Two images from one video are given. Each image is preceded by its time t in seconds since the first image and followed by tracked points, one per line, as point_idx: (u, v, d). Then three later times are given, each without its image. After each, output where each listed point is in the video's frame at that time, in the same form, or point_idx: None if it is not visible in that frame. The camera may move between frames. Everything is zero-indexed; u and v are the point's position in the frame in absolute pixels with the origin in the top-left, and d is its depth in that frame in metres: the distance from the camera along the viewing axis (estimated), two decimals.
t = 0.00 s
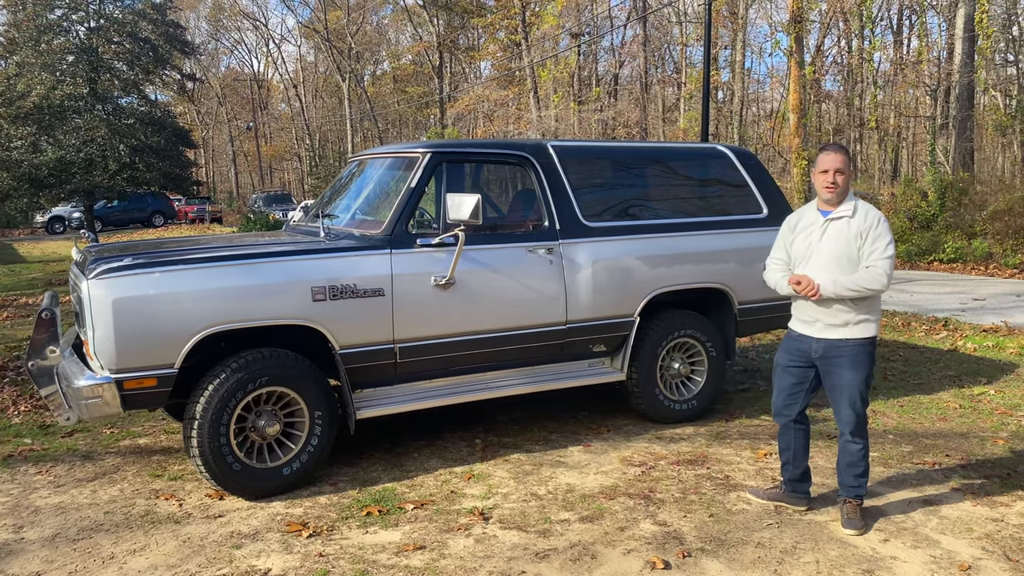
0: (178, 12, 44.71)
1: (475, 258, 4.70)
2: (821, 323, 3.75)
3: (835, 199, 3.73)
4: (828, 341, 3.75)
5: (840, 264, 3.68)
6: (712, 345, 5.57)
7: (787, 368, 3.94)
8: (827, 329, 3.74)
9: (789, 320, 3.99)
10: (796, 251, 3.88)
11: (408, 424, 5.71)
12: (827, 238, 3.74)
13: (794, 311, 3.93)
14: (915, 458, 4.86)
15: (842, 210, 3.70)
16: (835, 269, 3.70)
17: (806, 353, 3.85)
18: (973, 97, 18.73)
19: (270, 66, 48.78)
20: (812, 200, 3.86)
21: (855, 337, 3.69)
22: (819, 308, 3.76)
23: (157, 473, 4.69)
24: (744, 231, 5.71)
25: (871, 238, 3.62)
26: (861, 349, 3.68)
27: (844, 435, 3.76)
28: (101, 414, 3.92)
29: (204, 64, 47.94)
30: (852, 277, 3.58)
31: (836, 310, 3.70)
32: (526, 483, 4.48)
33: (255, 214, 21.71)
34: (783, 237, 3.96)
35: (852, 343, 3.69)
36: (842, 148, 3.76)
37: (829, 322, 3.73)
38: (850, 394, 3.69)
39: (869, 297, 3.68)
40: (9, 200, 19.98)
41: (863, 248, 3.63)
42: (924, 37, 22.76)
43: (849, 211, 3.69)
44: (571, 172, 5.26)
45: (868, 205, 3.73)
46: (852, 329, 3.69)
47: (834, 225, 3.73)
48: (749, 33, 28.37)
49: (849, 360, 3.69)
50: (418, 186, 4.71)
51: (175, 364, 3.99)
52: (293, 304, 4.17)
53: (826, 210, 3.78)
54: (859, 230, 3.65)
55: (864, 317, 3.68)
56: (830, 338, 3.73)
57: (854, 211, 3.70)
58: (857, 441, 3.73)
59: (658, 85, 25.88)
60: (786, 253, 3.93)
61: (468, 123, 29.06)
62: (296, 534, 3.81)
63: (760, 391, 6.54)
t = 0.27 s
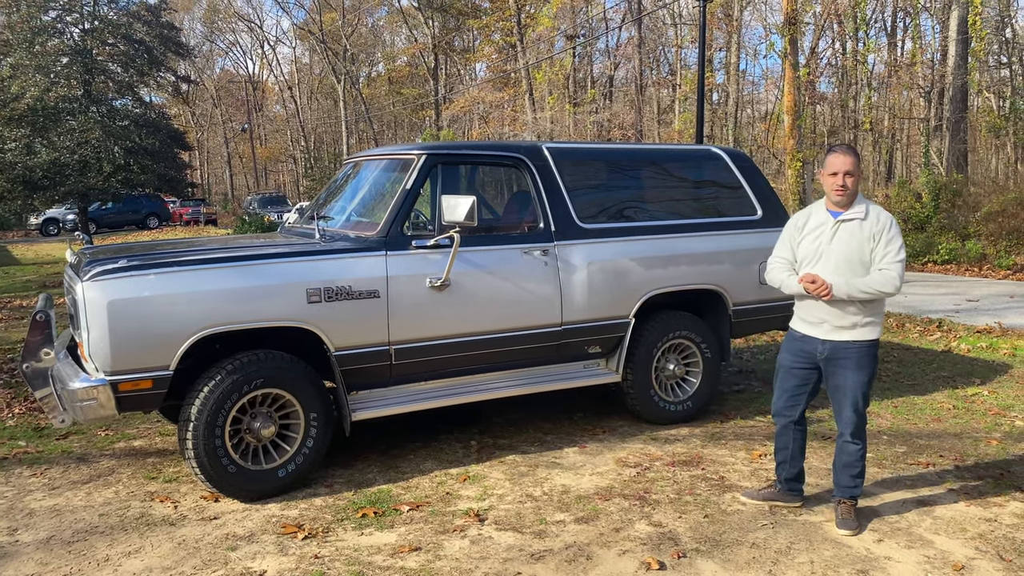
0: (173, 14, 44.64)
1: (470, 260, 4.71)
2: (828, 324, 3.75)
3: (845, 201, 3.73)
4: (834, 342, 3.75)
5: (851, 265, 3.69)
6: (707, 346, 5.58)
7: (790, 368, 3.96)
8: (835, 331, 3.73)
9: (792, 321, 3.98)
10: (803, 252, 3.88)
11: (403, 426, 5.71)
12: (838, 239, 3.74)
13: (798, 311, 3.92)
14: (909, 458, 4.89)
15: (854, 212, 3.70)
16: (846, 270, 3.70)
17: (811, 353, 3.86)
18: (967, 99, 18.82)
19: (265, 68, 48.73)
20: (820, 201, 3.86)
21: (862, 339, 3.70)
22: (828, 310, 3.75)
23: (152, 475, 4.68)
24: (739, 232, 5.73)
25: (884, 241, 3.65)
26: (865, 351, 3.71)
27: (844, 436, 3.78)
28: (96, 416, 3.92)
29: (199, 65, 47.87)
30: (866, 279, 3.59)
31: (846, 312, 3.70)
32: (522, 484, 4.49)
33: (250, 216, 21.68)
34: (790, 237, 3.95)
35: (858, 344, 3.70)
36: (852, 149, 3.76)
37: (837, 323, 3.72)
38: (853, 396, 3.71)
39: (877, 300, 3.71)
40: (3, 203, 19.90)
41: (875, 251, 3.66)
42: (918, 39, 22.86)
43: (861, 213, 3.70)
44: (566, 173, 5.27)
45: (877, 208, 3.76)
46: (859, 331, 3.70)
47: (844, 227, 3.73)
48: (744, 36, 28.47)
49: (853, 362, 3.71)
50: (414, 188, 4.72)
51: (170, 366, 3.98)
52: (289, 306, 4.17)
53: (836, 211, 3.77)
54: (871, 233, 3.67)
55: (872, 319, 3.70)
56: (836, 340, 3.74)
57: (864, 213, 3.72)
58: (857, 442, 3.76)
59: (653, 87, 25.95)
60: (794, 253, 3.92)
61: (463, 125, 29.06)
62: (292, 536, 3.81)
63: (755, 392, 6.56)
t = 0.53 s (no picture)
0: (170, 16, 44.59)
1: (467, 262, 4.72)
2: (827, 326, 3.76)
3: (846, 204, 3.74)
4: (832, 344, 3.76)
5: (851, 268, 3.70)
6: (704, 348, 5.60)
7: (784, 368, 3.96)
8: (833, 332, 3.75)
9: (789, 321, 3.98)
10: (802, 253, 3.88)
11: (400, 428, 5.71)
12: (838, 242, 3.75)
13: (796, 312, 3.93)
14: (906, 459, 4.90)
15: (855, 216, 3.71)
16: (846, 273, 3.71)
17: (807, 354, 3.87)
18: (963, 101, 18.85)
19: (262, 70, 48.68)
20: (820, 203, 3.87)
21: (859, 342, 3.72)
22: (827, 311, 3.75)
23: (149, 478, 4.68)
24: (736, 234, 5.74)
25: (884, 243, 3.66)
26: (863, 353, 3.72)
27: (840, 437, 3.80)
28: (93, 419, 3.92)
29: (196, 68, 47.81)
30: (867, 282, 3.60)
31: (845, 314, 3.71)
32: (519, 486, 4.49)
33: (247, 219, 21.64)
34: (789, 238, 3.95)
35: (856, 346, 3.72)
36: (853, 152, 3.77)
37: (836, 325, 3.73)
38: (850, 398, 3.73)
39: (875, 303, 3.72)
40: None
41: (875, 254, 3.67)
42: (914, 41, 22.90)
43: (861, 216, 3.71)
44: (564, 176, 5.28)
45: (877, 211, 3.78)
46: (857, 333, 3.72)
47: (845, 229, 3.73)
48: (741, 38, 28.51)
49: (850, 364, 3.72)
50: (411, 190, 4.72)
51: (167, 368, 3.98)
52: (286, 308, 4.18)
53: (836, 213, 3.78)
54: (871, 236, 3.69)
55: (870, 322, 3.72)
56: (834, 341, 3.75)
57: (864, 216, 3.73)
58: (853, 443, 3.78)
59: (650, 89, 25.95)
60: (793, 254, 3.92)
61: (461, 126, 29.03)
62: (289, 539, 3.81)
63: (752, 394, 6.57)
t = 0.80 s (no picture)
0: (169, 17, 44.58)
1: (467, 264, 4.72)
2: (812, 329, 3.76)
3: (829, 207, 3.75)
4: (818, 347, 3.76)
5: (834, 272, 3.71)
6: (703, 350, 5.59)
7: (775, 370, 3.95)
8: (819, 335, 3.75)
9: (774, 325, 3.98)
10: (785, 257, 3.88)
11: (400, 430, 5.71)
12: (822, 245, 3.75)
13: (781, 316, 3.93)
14: (906, 461, 4.90)
15: (838, 219, 3.72)
16: (831, 276, 3.71)
17: (795, 357, 3.87)
18: (962, 102, 18.85)
19: (261, 72, 48.69)
20: (804, 207, 3.88)
21: (844, 343, 3.72)
22: (811, 315, 3.76)
23: (149, 480, 4.67)
24: (735, 235, 5.75)
25: (867, 247, 3.66)
26: (850, 354, 3.72)
27: (835, 438, 3.80)
28: (92, 421, 3.91)
29: (195, 70, 47.80)
30: (849, 286, 3.60)
31: (829, 317, 3.72)
32: (519, 488, 4.49)
33: (246, 221, 21.61)
34: (773, 242, 3.95)
35: (842, 348, 3.72)
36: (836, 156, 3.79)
37: (820, 328, 3.74)
38: (839, 399, 3.72)
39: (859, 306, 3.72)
40: None
41: (858, 258, 3.67)
42: (914, 42, 22.91)
43: (844, 220, 3.72)
44: (563, 177, 5.28)
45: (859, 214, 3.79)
46: (842, 335, 3.72)
47: (828, 233, 3.74)
48: (740, 39, 28.51)
49: (837, 365, 3.72)
50: (410, 192, 4.72)
51: (167, 370, 3.98)
52: (286, 310, 4.18)
53: (819, 217, 3.79)
54: (855, 239, 3.69)
55: (856, 324, 3.72)
56: (819, 344, 3.75)
57: (847, 220, 3.74)
58: (848, 444, 3.78)
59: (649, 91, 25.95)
60: (777, 258, 3.93)
61: (460, 128, 29.01)
62: (288, 540, 3.81)
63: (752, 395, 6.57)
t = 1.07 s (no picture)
0: (172, 19, 44.67)
1: (469, 265, 4.73)
2: (785, 330, 3.76)
3: (789, 208, 3.77)
4: (792, 347, 3.76)
5: (799, 272, 3.71)
6: (705, 351, 5.59)
7: (751, 372, 3.94)
8: (792, 335, 3.75)
9: (747, 327, 3.99)
10: (752, 260, 3.89)
11: (402, 431, 5.72)
12: (786, 246, 3.77)
13: (752, 319, 3.94)
14: (907, 462, 4.90)
15: (800, 220, 3.74)
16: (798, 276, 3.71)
17: (770, 358, 3.85)
18: (964, 103, 18.86)
19: (263, 74, 48.79)
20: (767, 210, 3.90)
21: (817, 342, 3.73)
22: (782, 316, 3.76)
23: (151, 481, 4.68)
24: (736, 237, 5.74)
25: (831, 245, 3.67)
26: (825, 352, 3.72)
27: (820, 437, 3.80)
28: (95, 422, 3.92)
29: (197, 71, 47.90)
30: (816, 285, 3.60)
31: (800, 317, 3.72)
32: (520, 489, 4.49)
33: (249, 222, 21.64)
34: (740, 247, 3.96)
35: (816, 347, 3.72)
36: (794, 157, 3.81)
37: (791, 328, 3.75)
38: (820, 397, 3.72)
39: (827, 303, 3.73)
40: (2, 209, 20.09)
41: (823, 256, 3.67)
42: (915, 44, 22.94)
43: (806, 219, 3.73)
44: (564, 178, 5.29)
45: (821, 211, 3.80)
46: (813, 334, 3.73)
47: (792, 233, 3.76)
48: (741, 41, 28.56)
49: (814, 364, 3.72)
50: (412, 194, 4.73)
51: (169, 372, 3.99)
52: (288, 311, 4.19)
53: (782, 218, 3.80)
54: (819, 237, 3.69)
55: (825, 322, 3.73)
56: (792, 344, 3.76)
57: (809, 219, 3.75)
58: (834, 442, 3.78)
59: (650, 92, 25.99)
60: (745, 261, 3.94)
61: (462, 129, 29.05)
62: (290, 541, 3.81)
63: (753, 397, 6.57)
